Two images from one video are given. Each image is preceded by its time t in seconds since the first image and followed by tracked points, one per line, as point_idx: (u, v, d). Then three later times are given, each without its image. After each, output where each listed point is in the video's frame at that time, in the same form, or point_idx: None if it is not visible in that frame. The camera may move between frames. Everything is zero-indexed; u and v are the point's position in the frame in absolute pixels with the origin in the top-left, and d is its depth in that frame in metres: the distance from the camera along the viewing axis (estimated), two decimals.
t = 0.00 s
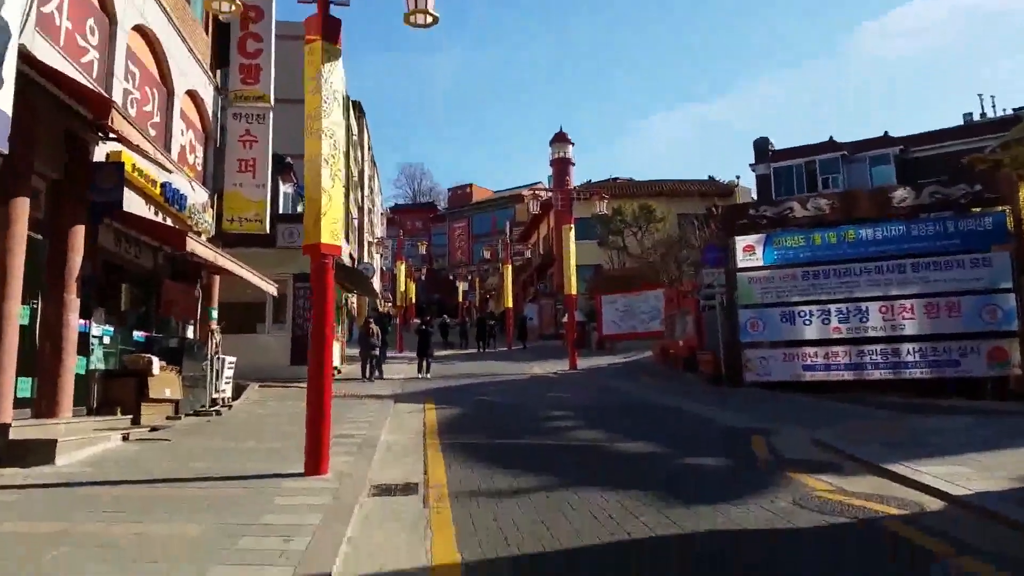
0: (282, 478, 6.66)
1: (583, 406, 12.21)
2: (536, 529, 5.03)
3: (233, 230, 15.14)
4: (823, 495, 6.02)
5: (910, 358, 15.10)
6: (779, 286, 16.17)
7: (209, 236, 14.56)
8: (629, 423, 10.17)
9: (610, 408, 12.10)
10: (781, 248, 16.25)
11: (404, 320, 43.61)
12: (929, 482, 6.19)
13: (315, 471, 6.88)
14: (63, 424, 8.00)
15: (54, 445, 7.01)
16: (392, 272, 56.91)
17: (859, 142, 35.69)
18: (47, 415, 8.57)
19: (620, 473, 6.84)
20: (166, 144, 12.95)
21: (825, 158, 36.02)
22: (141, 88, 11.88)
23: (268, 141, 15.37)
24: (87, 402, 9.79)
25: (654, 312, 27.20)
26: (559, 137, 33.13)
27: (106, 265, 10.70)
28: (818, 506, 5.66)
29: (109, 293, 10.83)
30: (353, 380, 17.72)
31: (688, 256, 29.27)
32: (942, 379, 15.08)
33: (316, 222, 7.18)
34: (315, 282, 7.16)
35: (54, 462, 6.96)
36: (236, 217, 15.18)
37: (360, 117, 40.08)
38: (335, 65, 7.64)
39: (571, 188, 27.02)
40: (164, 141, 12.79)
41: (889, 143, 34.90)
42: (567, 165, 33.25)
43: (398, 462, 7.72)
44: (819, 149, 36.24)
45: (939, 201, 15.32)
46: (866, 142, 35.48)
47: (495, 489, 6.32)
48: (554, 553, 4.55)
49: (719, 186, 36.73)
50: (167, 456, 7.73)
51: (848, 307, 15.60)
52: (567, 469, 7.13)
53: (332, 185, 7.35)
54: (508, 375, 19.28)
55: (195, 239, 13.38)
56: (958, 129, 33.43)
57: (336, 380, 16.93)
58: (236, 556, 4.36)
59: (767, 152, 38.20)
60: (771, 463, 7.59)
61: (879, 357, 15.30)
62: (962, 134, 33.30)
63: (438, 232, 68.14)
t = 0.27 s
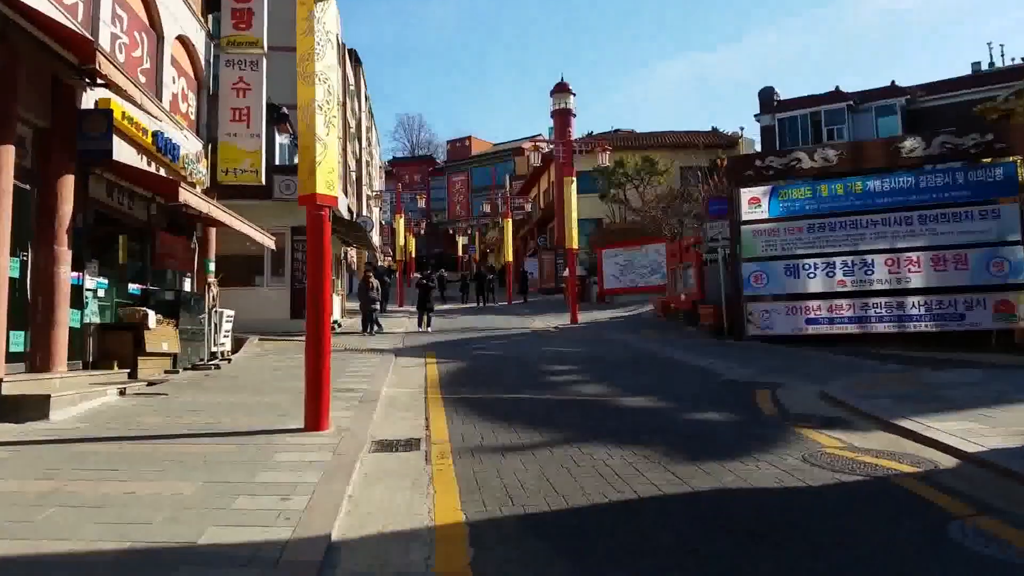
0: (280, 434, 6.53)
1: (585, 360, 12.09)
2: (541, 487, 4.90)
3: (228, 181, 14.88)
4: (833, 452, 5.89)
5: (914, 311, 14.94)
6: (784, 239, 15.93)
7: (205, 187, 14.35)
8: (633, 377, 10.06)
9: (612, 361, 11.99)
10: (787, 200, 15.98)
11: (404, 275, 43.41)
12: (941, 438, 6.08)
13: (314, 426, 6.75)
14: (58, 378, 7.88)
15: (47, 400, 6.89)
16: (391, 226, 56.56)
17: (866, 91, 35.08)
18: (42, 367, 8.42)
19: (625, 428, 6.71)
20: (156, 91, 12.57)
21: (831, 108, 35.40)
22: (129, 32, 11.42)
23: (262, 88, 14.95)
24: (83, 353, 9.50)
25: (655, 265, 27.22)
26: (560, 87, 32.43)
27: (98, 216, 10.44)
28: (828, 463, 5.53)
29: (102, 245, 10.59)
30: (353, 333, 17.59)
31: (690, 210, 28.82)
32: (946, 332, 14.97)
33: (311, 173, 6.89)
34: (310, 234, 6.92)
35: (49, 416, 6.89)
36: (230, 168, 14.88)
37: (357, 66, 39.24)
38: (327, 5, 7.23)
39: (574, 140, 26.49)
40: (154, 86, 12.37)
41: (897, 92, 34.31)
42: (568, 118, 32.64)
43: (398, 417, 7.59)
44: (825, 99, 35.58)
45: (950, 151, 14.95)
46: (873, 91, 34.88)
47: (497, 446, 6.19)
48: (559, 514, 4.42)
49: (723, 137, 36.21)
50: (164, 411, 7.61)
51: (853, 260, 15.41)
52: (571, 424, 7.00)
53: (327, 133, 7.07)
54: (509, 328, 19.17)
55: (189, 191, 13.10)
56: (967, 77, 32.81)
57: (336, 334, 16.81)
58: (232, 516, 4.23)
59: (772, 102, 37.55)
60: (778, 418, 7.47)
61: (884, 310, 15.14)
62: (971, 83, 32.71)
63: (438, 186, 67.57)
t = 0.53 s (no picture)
0: (283, 408, 6.38)
1: (591, 328, 11.93)
2: (550, 467, 4.74)
3: (225, 142, 14.63)
4: (849, 428, 5.73)
5: (923, 276, 14.74)
6: (792, 202, 15.65)
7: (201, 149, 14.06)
8: (640, 346, 9.89)
9: (618, 328, 11.83)
10: (796, 162, 15.64)
11: (404, 237, 43.10)
12: (959, 413, 5.93)
13: (316, 400, 6.56)
14: (54, 349, 7.70)
15: (42, 374, 6.71)
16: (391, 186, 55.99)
17: (874, 48, 34.39)
18: (38, 338, 8.28)
19: (635, 401, 6.56)
20: (149, 49, 12.15)
21: (838, 65, 34.69)
22: None
23: (257, 46, 14.51)
24: (80, 323, 9.34)
25: (659, 229, 27.03)
26: (563, 44, 31.79)
27: (92, 180, 10.16)
28: (846, 441, 5.38)
29: (97, 210, 10.34)
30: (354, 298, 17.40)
31: (695, 171, 28.30)
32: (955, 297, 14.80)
33: (311, 136, 6.64)
34: (311, 201, 6.68)
35: (45, 390, 6.71)
36: (226, 128, 14.61)
37: (354, 22, 38.33)
38: None
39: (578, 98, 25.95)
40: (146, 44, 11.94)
41: (906, 49, 33.66)
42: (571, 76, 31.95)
43: (402, 389, 7.44)
44: (833, 56, 34.70)
45: (965, 111, 14.55)
46: (882, 48, 34.20)
47: (503, 421, 6.03)
48: (571, 497, 4.27)
49: (727, 96, 35.58)
50: (163, 383, 7.44)
51: (862, 224, 15.15)
52: (578, 396, 6.85)
53: (326, 94, 6.78)
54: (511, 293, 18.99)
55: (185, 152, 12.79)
56: (978, 34, 32.14)
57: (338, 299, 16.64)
58: (233, 503, 4.07)
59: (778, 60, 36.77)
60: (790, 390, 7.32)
61: (892, 275, 14.94)
62: (982, 39, 32.03)
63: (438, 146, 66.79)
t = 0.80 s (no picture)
0: (279, 411, 6.17)
1: (593, 326, 11.72)
2: (557, 477, 4.53)
3: (221, 136, 14.46)
4: (866, 434, 5.53)
5: (930, 273, 14.53)
6: (797, 198, 15.44)
7: (197, 143, 13.84)
8: (644, 345, 9.69)
9: (622, 326, 11.62)
10: (801, 157, 15.42)
11: (403, 232, 42.82)
12: (979, 418, 5.73)
13: (313, 404, 6.34)
14: (44, 349, 7.48)
15: (30, 375, 6.49)
16: (389, 181, 55.65)
17: (876, 43, 34.16)
18: (28, 338, 8.07)
19: (642, 404, 6.36)
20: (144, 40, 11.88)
21: (840, 59, 34.43)
22: None
23: (254, 38, 14.30)
24: (72, 322, 9.12)
25: (659, 225, 26.81)
26: (563, 36, 31.54)
27: (85, 175, 9.93)
28: (864, 448, 5.17)
29: (91, 205, 10.11)
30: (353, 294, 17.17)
31: (697, 167, 27.91)
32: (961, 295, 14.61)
33: (308, 131, 6.41)
34: (308, 196, 6.45)
35: (33, 392, 6.49)
36: (222, 121, 14.41)
37: (352, 15, 38.00)
38: None
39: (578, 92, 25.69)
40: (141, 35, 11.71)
41: (909, 43, 33.43)
42: (571, 70, 31.68)
43: (401, 390, 7.23)
44: (835, 50, 34.49)
45: (972, 105, 14.41)
46: (884, 42, 33.96)
47: (507, 426, 5.82)
48: (581, 509, 4.07)
49: (729, 91, 35.32)
50: (156, 384, 7.23)
51: (868, 220, 14.95)
52: (584, 399, 6.64)
53: (322, 86, 6.55)
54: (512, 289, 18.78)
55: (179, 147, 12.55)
56: (982, 28, 31.94)
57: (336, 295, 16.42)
58: (226, 516, 3.87)
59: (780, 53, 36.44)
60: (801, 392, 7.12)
61: (898, 272, 14.73)
62: (986, 33, 31.83)
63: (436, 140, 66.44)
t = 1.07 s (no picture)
0: (272, 414, 5.93)
1: (596, 324, 11.49)
2: (564, 486, 4.30)
3: (218, 131, 14.17)
4: (884, 438, 5.30)
5: (936, 271, 14.31)
6: (801, 195, 15.21)
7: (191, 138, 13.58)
8: (649, 345, 9.45)
9: (625, 325, 11.38)
10: (805, 153, 15.20)
11: (401, 231, 42.54)
12: (1000, 421, 5.51)
13: (309, 406, 6.11)
14: (29, 349, 7.23)
15: (13, 377, 6.24)
16: (387, 179, 55.38)
17: (878, 39, 33.95)
18: (14, 337, 7.81)
19: (650, 406, 6.12)
20: (136, 32, 11.50)
21: (841, 56, 34.19)
22: None
23: (249, 31, 14.08)
24: (60, 321, 8.86)
25: (660, 222, 26.52)
26: (562, 33, 31.37)
27: (76, 170, 9.66)
28: (883, 454, 4.94)
29: (81, 201, 9.86)
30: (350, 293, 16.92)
31: (698, 163, 27.40)
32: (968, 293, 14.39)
33: (302, 122, 6.17)
34: (302, 191, 6.21)
35: (16, 395, 6.24)
36: (218, 117, 14.18)
37: (349, 11, 37.70)
38: None
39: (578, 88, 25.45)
40: (135, 28, 11.40)
41: (910, 40, 33.23)
42: (570, 66, 31.49)
43: (400, 392, 6.99)
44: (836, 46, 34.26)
45: (979, 100, 14.19)
46: (885, 38, 33.75)
47: (510, 429, 5.59)
48: (591, 521, 3.84)
49: (728, 88, 35.09)
50: (145, 386, 6.98)
51: (873, 217, 14.73)
52: (589, 401, 6.40)
53: (317, 76, 6.31)
54: (511, 287, 18.54)
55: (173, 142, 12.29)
56: (984, 24, 31.73)
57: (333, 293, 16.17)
58: (213, 529, 3.63)
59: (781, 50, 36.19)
60: (812, 394, 6.89)
61: (903, 270, 14.51)
62: (988, 29, 31.61)
63: (435, 138, 66.15)
